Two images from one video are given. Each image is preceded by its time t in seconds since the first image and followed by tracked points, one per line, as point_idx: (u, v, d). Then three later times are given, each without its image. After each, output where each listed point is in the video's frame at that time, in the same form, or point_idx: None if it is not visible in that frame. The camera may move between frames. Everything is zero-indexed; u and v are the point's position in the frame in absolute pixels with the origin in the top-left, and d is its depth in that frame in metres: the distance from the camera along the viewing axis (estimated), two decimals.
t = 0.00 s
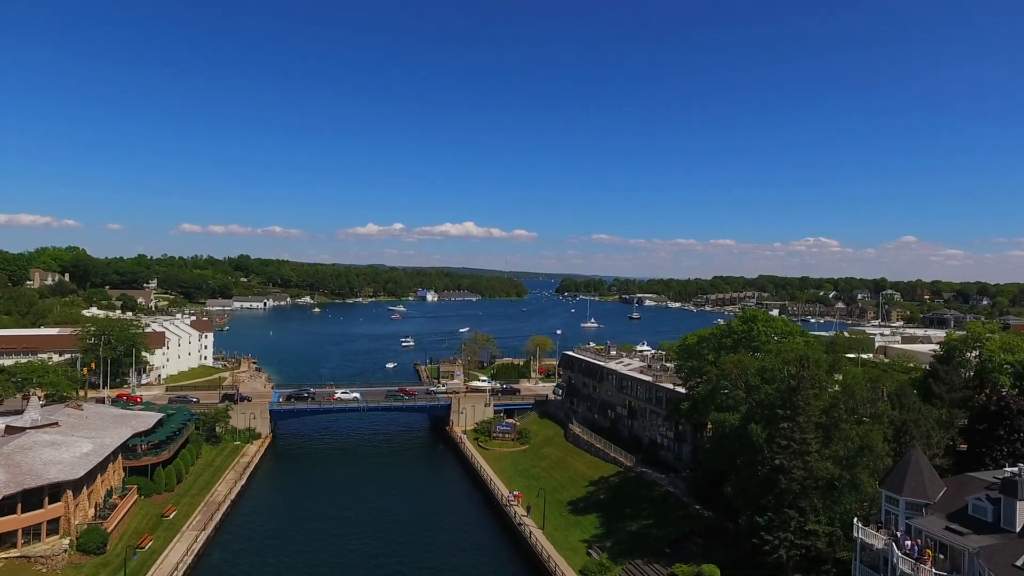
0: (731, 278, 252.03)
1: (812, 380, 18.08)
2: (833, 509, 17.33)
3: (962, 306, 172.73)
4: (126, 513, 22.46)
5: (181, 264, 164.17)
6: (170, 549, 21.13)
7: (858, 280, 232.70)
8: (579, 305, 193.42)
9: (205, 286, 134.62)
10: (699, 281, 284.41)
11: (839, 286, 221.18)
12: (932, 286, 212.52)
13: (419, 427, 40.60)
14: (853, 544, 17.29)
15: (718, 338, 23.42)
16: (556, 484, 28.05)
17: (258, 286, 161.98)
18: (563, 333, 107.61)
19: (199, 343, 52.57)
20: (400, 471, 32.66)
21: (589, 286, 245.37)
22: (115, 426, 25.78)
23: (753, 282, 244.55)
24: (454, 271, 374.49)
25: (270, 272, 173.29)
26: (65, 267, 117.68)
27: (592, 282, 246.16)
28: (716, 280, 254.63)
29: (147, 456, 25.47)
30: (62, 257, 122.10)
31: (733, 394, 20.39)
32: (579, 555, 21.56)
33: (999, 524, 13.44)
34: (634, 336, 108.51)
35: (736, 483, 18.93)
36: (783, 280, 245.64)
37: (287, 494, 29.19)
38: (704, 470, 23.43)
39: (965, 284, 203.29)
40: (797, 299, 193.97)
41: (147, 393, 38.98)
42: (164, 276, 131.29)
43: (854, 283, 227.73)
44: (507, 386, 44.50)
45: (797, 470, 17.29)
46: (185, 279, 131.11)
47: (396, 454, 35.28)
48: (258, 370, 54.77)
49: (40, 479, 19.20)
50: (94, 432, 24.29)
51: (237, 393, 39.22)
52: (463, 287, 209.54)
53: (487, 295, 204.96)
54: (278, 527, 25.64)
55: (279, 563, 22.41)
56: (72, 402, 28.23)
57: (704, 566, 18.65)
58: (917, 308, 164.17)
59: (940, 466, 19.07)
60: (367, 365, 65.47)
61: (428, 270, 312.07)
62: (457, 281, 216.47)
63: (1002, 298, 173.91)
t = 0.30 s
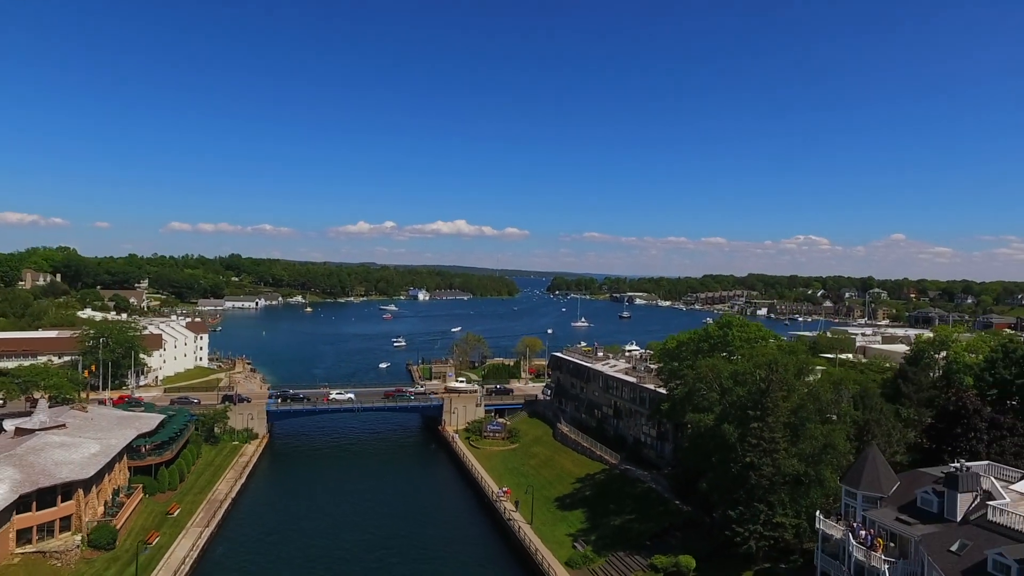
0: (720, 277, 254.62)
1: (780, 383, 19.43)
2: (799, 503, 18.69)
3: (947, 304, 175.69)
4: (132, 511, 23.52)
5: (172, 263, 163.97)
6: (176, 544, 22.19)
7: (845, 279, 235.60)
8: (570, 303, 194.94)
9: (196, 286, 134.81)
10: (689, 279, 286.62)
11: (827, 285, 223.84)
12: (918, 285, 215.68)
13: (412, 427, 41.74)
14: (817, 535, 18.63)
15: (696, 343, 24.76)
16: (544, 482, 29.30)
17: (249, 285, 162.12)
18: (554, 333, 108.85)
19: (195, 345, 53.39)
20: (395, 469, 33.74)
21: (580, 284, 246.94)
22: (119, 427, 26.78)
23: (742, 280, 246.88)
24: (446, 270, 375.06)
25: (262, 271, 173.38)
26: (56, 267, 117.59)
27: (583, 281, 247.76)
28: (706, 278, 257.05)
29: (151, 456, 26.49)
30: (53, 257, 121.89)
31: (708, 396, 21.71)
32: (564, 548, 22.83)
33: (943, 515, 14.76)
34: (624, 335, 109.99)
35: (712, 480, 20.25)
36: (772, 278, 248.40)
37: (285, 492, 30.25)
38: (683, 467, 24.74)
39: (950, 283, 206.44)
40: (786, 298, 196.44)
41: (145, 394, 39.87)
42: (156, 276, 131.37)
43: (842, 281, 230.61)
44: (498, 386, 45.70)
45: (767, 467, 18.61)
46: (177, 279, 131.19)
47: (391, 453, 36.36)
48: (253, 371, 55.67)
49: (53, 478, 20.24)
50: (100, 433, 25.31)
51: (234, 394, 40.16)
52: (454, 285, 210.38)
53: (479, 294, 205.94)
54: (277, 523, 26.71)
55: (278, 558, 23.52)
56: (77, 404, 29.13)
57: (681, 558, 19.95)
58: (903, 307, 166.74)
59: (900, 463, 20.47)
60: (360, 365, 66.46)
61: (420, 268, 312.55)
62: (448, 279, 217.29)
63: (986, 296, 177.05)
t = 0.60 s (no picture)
0: (710, 275, 257.04)
1: (749, 385, 20.79)
2: (766, 496, 20.07)
3: (931, 302, 178.94)
4: (136, 509, 24.55)
5: (161, 263, 163.61)
6: (180, 540, 23.27)
7: (831, 277, 238.72)
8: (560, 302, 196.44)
9: (187, 285, 134.97)
10: (678, 278, 289.07)
11: (815, 283, 226.76)
12: (903, 283, 219.03)
13: (404, 426, 42.90)
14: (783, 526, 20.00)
15: (674, 346, 26.09)
16: (531, 478, 30.61)
17: (240, 285, 162.24)
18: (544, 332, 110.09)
19: (189, 346, 54.17)
20: (388, 466, 34.90)
21: (570, 283, 248.51)
22: (122, 428, 27.76)
23: (730, 279, 249.26)
24: (436, 269, 375.39)
25: (252, 271, 173.33)
26: (45, 267, 117.44)
27: (573, 280, 249.31)
28: (695, 277, 259.39)
29: (153, 456, 27.51)
30: (42, 258, 121.62)
31: (683, 397, 23.04)
32: (549, 540, 24.15)
33: (893, 506, 16.10)
34: (613, 334, 111.60)
35: (688, 476, 21.55)
36: (760, 277, 251.19)
37: (282, 488, 31.42)
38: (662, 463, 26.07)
39: (933, 282, 209.93)
40: (773, 296, 199.03)
41: (143, 396, 40.77)
42: (146, 276, 131.35)
43: (829, 279, 233.65)
44: (488, 386, 46.94)
45: (737, 463, 19.96)
46: (167, 279, 131.21)
47: (384, 451, 37.49)
48: (246, 371, 56.60)
49: (62, 477, 21.28)
50: (103, 434, 26.32)
51: (230, 395, 41.08)
52: (445, 285, 211.19)
53: (470, 293, 206.95)
54: (276, 518, 27.86)
55: (277, 549, 24.80)
56: (79, 406, 30.03)
57: (658, 548, 21.30)
58: (887, 305, 169.71)
59: (863, 459, 21.91)
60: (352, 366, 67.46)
61: (411, 267, 312.98)
62: (439, 278, 218.12)
63: (968, 294, 180.41)
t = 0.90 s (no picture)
0: (697, 273, 259.71)
1: (721, 387, 22.14)
2: (737, 491, 21.41)
3: (913, 299, 182.35)
4: (138, 507, 25.56)
5: (149, 263, 163.01)
6: (181, 537, 24.31)
7: (817, 275, 241.81)
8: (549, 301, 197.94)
9: (176, 286, 134.80)
10: (666, 276, 291.50)
11: (800, 281, 229.91)
12: (886, 281, 222.75)
13: (395, 425, 44.05)
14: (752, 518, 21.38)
15: (653, 350, 27.42)
16: (518, 475, 31.91)
17: (229, 285, 162.06)
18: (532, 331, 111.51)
19: (182, 347, 54.95)
20: (381, 464, 36.00)
21: (560, 281, 250.31)
22: (122, 429, 28.74)
23: (717, 277, 251.74)
24: (425, 267, 375.39)
25: (241, 271, 173.07)
26: (34, 268, 117.12)
27: (562, 278, 250.97)
28: (683, 275, 261.84)
29: (152, 456, 28.51)
30: (30, 258, 121.09)
31: (661, 398, 24.37)
32: (535, 534, 25.42)
33: (848, 498, 17.42)
34: (601, 332, 113.25)
35: (664, 471, 22.88)
36: (747, 275, 254.13)
37: (276, 486, 32.46)
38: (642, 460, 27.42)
39: (916, 279, 213.84)
40: (759, 294, 201.76)
41: (139, 397, 41.62)
42: (135, 276, 131.04)
43: (814, 277, 237.02)
44: (477, 386, 48.20)
45: (709, 459, 21.30)
46: (156, 279, 131.03)
47: (376, 450, 38.60)
48: (239, 372, 57.49)
49: (68, 477, 22.31)
50: (105, 435, 27.31)
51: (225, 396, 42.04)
52: (434, 283, 211.90)
53: (460, 292, 207.91)
54: (272, 515, 28.95)
55: (275, 544, 25.91)
56: (80, 409, 30.93)
57: (636, 540, 22.60)
58: (871, 303, 172.83)
59: (827, 455, 23.34)
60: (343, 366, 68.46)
61: (400, 266, 312.85)
62: (429, 277, 218.82)
63: (949, 292, 184.05)
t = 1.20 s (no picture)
0: (683, 271, 262.35)
1: (690, 388, 23.67)
2: (705, 484, 22.93)
3: (893, 297, 185.99)
4: (137, 505, 26.69)
5: (134, 262, 162.25)
6: (179, 533, 25.46)
7: (800, 273, 245.21)
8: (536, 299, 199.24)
9: (162, 285, 134.56)
10: (652, 274, 293.98)
11: (784, 279, 233.23)
12: (867, 278, 226.68)
13: (383, 424, 45.28)
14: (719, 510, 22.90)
15: (630, 352, 28.93)
16: (502, 471, 33.31)
17: (215, 284, 161.80)
18: (519, 330, 112.93)
19: (173, 348, 55.75)
20: (370, 462, 37.16)
21: (547, 279, 251.87)
22: (119, 430, 29.80)
23: (702, 275, 254.36)
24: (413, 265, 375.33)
25: (228, 270, 172.66)
26: (18, 268, 116.60)
27: (549, 276, 252.49)
28: (668, 273, 264.33)
29: (149, 456, 29.60)
30: (14, 258, 120.45)
31: (635, 398, 25.85)
32: (517, 528, 26.80)
33: (802, 490, 18.93)
34: (586, 331, 114.93)
35: (639, 466, 24.35)
36: (731, 273, 257.15)
37: (268, 484, 33.54)
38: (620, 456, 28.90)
39: (896, 277, 217.89)
40: (744, 292, 204.64)
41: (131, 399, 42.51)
42: (121, 276, 130.69)
43: (797, 275, 240.63)
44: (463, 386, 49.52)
45: (678, 455, 22.80)
46: (142, 279, 130.73)
47: (365, 449, 39.73)
48: (229, 373, 58.38)
49: (71, 476, 23.45)
50: (103, 436, 28.38)
51: (217, 397, 43.02)
52: (422, 281, 212.51)
53: (447, 290, 208.79)
54: (265, 512, 29.98)
55: (270, 539, 27.04)
56: (76, 411, 31.91)
57: (611, 531, 24.06)
58: (852, 300, 176.09)
59: (791, 451, 24.96)
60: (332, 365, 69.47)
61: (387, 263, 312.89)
62: (416, 275, 219.35)
63: (928, 289, 187.79)
